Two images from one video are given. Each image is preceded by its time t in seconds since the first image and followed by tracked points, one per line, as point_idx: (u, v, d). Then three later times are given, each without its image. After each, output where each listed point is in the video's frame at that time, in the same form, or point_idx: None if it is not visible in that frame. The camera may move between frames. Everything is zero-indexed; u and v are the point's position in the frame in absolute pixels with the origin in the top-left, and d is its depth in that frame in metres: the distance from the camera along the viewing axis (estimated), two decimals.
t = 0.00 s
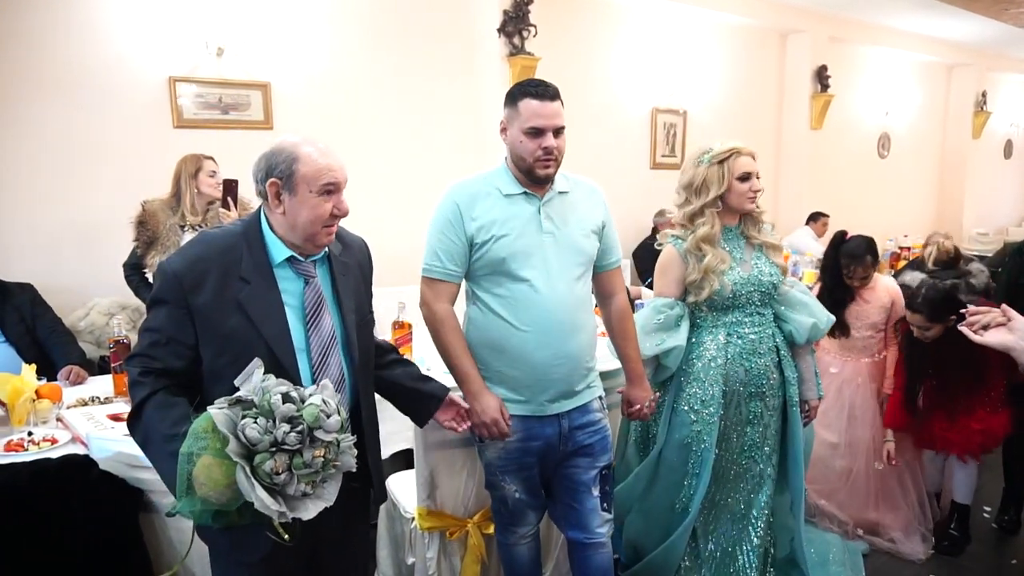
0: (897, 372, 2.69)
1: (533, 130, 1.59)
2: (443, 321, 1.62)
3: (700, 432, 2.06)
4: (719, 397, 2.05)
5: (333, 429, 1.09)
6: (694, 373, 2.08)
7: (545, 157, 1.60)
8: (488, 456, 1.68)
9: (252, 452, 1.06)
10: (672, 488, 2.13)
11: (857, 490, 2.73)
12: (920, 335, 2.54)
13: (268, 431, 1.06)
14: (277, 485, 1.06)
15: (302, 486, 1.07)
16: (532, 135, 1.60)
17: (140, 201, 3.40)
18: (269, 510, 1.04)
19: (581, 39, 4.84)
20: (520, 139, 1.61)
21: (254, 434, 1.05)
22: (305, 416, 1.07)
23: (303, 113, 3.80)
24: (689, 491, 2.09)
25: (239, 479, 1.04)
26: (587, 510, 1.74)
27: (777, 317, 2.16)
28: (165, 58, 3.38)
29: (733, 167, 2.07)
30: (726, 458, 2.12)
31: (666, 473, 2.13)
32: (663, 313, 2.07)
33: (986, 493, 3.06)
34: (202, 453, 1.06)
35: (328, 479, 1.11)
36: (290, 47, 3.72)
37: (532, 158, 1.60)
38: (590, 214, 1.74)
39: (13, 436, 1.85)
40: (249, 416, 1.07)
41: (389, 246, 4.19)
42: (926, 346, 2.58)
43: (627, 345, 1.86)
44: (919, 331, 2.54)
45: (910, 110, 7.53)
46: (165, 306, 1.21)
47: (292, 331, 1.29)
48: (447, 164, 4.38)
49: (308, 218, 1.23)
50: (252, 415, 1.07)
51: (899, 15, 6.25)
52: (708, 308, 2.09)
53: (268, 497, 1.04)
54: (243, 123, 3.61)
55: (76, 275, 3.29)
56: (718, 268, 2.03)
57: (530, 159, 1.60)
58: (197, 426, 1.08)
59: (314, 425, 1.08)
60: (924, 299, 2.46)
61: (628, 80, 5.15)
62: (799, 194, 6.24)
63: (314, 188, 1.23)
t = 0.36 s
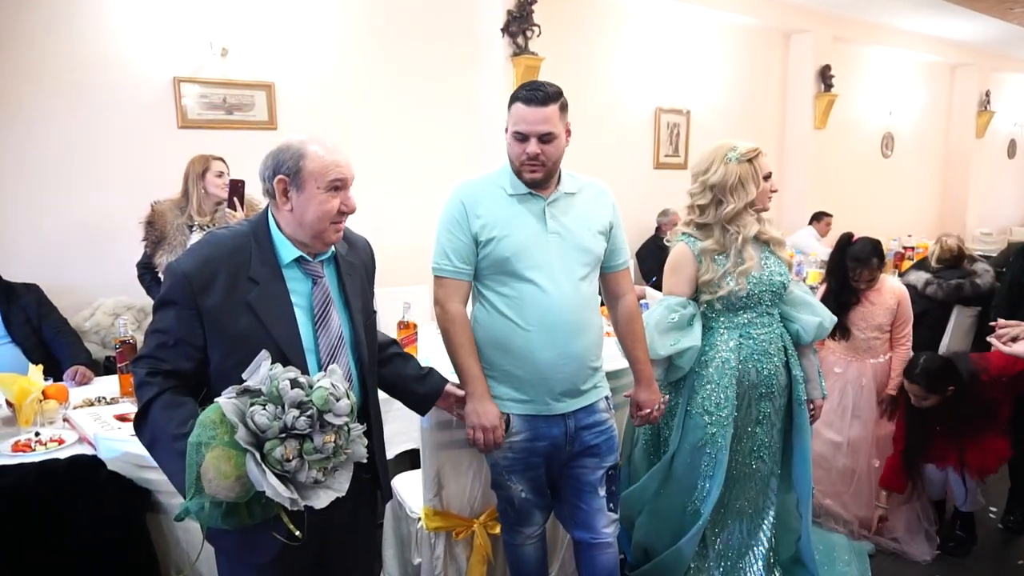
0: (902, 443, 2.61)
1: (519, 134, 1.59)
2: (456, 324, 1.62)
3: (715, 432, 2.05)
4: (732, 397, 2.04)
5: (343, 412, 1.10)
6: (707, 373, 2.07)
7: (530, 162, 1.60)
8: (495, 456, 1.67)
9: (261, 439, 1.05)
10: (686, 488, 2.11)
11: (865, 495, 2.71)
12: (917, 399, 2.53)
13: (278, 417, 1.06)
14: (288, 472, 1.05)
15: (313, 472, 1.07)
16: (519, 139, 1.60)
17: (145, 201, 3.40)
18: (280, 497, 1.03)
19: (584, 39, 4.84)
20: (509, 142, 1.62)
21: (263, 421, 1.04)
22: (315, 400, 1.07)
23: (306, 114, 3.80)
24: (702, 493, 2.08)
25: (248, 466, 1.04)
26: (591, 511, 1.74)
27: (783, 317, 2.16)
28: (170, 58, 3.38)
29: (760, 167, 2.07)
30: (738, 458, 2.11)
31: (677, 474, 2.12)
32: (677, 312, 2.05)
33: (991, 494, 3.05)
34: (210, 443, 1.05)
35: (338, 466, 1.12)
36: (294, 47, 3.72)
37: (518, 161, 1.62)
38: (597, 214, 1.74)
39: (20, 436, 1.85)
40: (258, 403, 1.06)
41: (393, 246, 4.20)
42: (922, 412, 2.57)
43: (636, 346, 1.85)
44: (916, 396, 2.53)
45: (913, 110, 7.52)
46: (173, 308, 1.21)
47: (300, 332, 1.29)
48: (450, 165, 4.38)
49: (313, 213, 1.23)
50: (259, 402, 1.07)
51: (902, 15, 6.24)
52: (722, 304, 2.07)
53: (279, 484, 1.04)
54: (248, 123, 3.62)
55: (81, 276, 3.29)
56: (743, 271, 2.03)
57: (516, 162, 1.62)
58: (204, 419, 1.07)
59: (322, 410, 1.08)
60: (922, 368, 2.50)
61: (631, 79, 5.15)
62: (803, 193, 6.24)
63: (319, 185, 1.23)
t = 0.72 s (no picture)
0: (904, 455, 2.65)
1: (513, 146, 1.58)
2: (446, 313, 1.61)
3: (719, 433, 2.04)
4: (736, 396, 2.03)
5: (342, 402, 1.09)
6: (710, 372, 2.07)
7: (523, 175, 1.59)
8: (498, 454, 1.67)
9: (261, 433, 1.05)
10: (691, 487, 2.11)
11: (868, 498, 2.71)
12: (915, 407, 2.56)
13: (276, 410, 1.06)
14: (289, 464, 1.05)
15: (314, 463, 1.07)
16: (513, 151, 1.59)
17: (148, 200, 3.41)
18: (284, 490, 1.03)
19: (587, 38, 4.83)
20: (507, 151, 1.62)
21: (262, 413, 1.04)
22: (312, 390, 1.07)
23: (309, 113, 3.81)
24: (708, 492, 2.07)
25: (249, 460, 1.03)
26: (592, 511, 1.73)
27: (784, 315, 2.16)
28: (173, 57, 3.38)
29: (763, 167, 2.07)
30: (742, 456, 2.10)
31: (682, 474, 2.11)
32: (680, 310, 2.04)
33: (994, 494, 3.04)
34: (211, 439, 1.05)
35: (340, 456, 1.11)
36: (296, 47, 3.72)
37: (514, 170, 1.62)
38: (599, 214, 1.73)
39: (24, 435, 1.85)
40: (257, 397, 1.07)
41: (396, 245, 4.20)
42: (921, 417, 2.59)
43: (640, 347, 1.85)
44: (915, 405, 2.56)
45: (916, 109, 7.51)
46: (176, 306, 1.21)
47: (302, 330, 1.29)
48: (452, 164, 4.38)
49: (303, 211, 1.23)
50: (258, 396, 1.07)
51: (906, 14, 6.23)
52: (727, 302, 2.06)
53: (281, 477, 1.03)
54: (250, 123, 3.62)
55: (84, 275, 3.30)
56: (745, 271, 2.03)
57: (512, 171, 1.62)
58: (204, 415, 1.07)
59: (319, 399, 1.08)
60: (922, 380, 2.50)
61: (634, 78, 5.14)
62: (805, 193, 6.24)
63: (310, 183, 1.22)
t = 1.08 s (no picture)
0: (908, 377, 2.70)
1: (525, 140, 1.58)
2: (455, 312, 1.62)
3: (713, 430, 2.05)
4: (731, 395, 2.04)
5: (324, 392, 1.09)
6: (705, 368, 2.07)
7: (533, 169, 1.58)
8: (498, 450, 1.69)
9: (245, 423, 1.05)
10: (686, 485, 2.12)
11: (869, 500, 2.71)
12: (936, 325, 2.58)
13: (260, 400, 1.06)
14: (274, 455, 1.05)
15: (298, 454, 1.07)
16: (524, 146, 1.59)
17: (150, 199, 3.42)
18: (267, 480, 1.03)
19: (588, 38, 4.84)
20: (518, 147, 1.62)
21: (245, 403, 1.05)
22: (294, 379, 1.07)
23: (311, 113, 3.82)
24: (703, 490, 2.09)
25: (235, 451, 1.04)
26: (588, 513, 1.73)
27: (783, 315, 2.16)
28: (175, 57, 3.40)
29: (758, 167, 2.07)
30: (737, 455, 2.11)
31: (678, 472, 2.12)
32: (677, 310, 2.05)
33: (995, 493, 3.04)
34: (197, 429, 1.05)
35: (327, 447, 1.11)
36: (298, 46, 3.73)
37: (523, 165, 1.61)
38: (607, 216, 1.73)
39: (27, 433, 1.86)
40: (241, 386, 1.07)
41: (397, 245, 4.21)
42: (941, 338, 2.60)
43: (643, 348, 1.86)
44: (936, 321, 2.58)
45: (918, 109, 7.50)
46: (177, 303, 1.22)
47: (301, 328, 1.30)
48: (454, 164, 4.39)
49: (286, 208, 1.26)
50: (242, 386, 1.07)
51: (908, 13, 6.22)
52: (719, 302, 2.07)
53: (265, 467, 1.04)
54: (252, 122, 3.63)
55: (86, 274, 3.31)
56: (739, 269, 2.03)
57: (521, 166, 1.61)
58: (192, 406, 1.08)
59: (302, 388, 1.08)
60: (943, 287, 2.53)
61: (635, 78, 5.15)
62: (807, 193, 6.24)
63: (293, 180, 1.24)
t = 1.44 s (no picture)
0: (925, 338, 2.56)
1: (548, 126, 1.60)
2: (469, 312, 1.63)
3: (713, 430, 2.05)
4: (731, 394, 2.04)
5: (300, 390, 1.09)
6: (704, 369, 2.07)
7: (556, 153, 1.60)
8: (508, 448, 1.69)
9: (223, 420, 1.06)
10: (686, 484, 2.12)
11: (874, 504, 2.68)
12: (960, 284, 2.50)
13: (238, 397, 1.07)
14: (250, 453, 1.06)
15: (274, 453, 1.07)
16: (547, 131, 1.61)
17: (150, 199, 3.43)
18: (241, 478, 1.04)
19: (588, 38, 4.84)
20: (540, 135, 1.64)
21: (223, 400, 1.05)
22: (270, 377, 1.08)
23: (312, 113, 3.82)
24: (703, 489, 2.09)
25: (213, 447, 1.05)
26: (593, 512, 1.74)
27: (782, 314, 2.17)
28: (175, 57, 3.40)
29: (756, 166, 2.07)
30: (737, 454, 2.11)
31: (678, 471, 2.13)
32: (680, 310, 2.05)
33: (994, 493, 3.04)
34: (179, 425, 1.06)
35: (306, 447, 1.11)
36: (298, 46, 3.73)
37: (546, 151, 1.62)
38: (625, 215, 1.73)
39: (28, 432, 1.87)
40: (221, 383, 1.08)
41: (397, 245, 4.21)
42: (967, 298, 2.50)
43: (662, 349, 1.88)
44: (959, 278, 2.49)
45: (919, 109, 7.50)
46: (181, 300, 1.23)
47: (301, 327, 1.30)
48: (454, 164, 4.40)
49: (287, 207, 1.27)
50: (223, 382, 1.08)
51: (908, 14, 6.22)
52: (719, 302, 2.08)
53: (240, 465, 1.04)
54: (252, 123, 3.63)
55: (86, 274, 3.31)
56: (739, 268, 2.03)
57: (544, 152, 1.63)
58: (175, 402, 1.09)
59: (279, 386, 1.08)
60: (968, 242, 2.43)
61: (635, 78, 5.15)
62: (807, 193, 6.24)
63: (293, 179, 1.25)
